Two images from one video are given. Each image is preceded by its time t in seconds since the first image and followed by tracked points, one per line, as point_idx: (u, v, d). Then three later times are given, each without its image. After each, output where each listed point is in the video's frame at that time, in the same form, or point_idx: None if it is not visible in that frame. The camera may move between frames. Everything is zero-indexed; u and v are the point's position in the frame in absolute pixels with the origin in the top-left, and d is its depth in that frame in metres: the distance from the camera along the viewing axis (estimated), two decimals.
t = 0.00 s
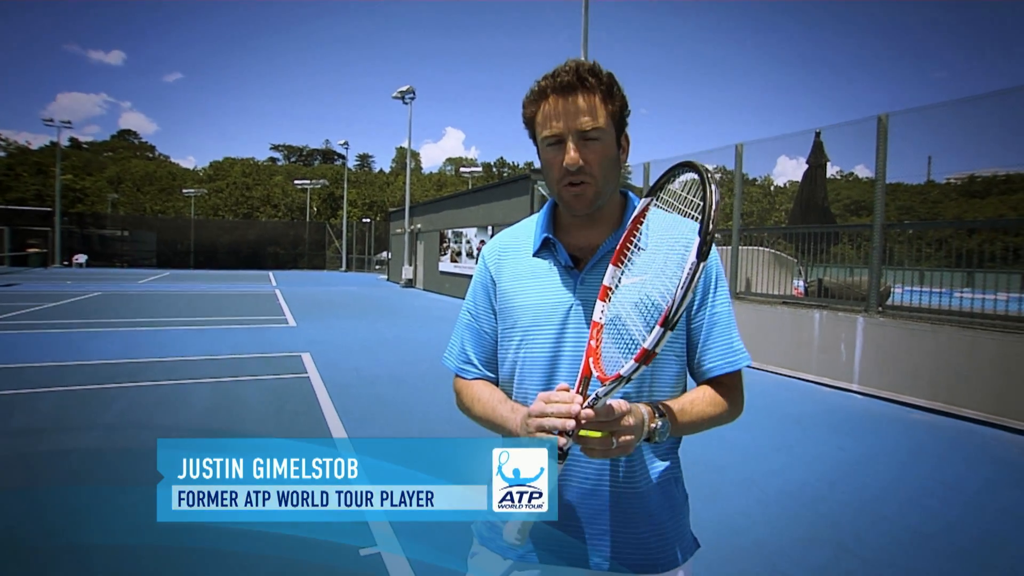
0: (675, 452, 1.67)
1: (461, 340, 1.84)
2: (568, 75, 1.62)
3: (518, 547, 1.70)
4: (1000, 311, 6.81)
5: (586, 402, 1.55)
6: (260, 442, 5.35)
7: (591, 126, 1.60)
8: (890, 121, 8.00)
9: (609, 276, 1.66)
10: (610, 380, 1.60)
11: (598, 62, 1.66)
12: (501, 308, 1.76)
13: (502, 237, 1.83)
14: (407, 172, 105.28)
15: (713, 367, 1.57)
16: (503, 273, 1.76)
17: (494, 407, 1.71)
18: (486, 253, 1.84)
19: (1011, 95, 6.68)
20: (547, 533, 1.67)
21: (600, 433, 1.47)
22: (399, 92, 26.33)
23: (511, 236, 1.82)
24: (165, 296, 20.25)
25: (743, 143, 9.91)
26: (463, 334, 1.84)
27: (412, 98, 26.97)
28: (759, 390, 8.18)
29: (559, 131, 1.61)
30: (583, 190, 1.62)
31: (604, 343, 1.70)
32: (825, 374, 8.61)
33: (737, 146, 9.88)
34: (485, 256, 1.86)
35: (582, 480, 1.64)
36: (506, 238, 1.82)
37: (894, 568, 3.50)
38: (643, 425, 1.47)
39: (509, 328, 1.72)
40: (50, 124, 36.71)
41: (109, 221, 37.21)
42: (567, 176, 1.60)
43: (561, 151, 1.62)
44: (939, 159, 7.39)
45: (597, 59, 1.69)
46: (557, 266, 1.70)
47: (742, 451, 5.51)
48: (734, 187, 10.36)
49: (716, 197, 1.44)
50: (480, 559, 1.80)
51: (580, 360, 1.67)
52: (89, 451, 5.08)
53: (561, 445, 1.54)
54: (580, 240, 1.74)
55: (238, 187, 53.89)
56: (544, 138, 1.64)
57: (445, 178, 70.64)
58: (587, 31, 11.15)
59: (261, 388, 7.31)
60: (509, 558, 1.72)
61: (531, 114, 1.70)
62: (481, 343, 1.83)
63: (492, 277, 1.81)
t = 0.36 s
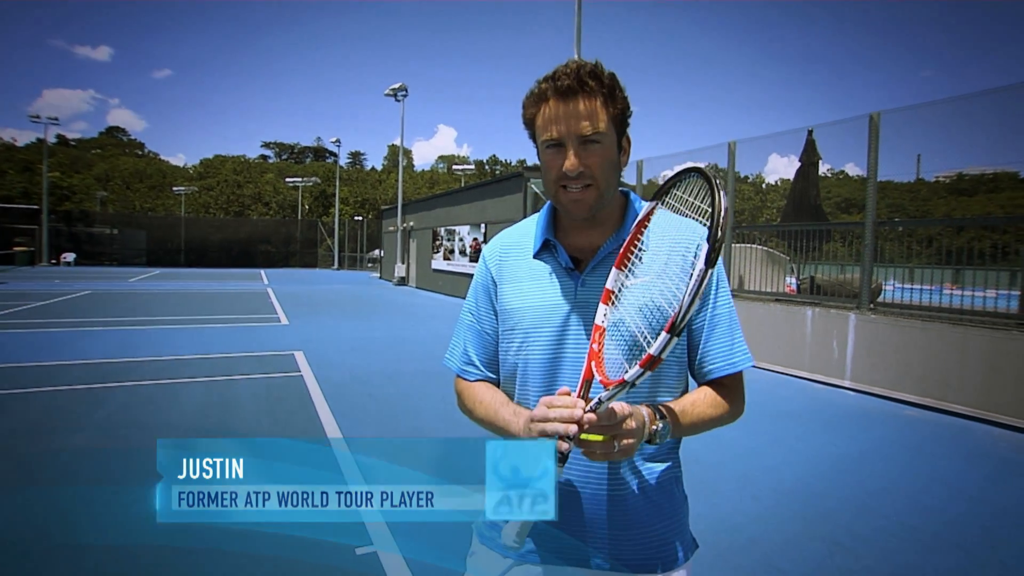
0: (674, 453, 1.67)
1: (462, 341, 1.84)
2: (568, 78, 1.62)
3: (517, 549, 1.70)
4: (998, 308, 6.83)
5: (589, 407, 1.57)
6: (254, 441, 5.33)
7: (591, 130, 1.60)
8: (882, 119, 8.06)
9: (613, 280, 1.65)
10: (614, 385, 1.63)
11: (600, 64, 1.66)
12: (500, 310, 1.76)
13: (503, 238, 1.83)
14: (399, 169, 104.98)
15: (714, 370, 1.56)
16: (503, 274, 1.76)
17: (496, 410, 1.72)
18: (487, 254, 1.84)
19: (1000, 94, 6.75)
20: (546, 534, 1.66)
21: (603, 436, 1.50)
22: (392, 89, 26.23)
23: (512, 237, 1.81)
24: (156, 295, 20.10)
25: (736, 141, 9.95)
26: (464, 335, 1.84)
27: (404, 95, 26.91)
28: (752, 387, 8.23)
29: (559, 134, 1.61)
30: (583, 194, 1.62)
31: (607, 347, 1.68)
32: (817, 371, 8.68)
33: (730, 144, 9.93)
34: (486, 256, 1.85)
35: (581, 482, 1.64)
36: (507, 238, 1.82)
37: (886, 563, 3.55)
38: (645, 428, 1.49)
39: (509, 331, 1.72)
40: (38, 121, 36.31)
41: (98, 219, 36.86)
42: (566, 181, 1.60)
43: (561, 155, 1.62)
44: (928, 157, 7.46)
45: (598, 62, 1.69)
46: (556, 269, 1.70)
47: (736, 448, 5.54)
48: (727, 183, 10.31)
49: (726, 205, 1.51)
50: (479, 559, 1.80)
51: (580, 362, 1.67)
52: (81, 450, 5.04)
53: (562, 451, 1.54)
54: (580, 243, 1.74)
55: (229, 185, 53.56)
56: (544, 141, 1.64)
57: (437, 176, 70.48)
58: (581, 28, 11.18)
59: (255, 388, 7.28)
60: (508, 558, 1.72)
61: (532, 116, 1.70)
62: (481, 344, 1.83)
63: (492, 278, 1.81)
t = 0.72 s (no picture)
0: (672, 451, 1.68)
1: (463, 337, 1.85)
2: (565, 75, 1.61)
3: (515, 543, 1.70)
4: (984, 306, 6.93)
5: (579, 403, 1.54)
6: (246, 440, 5.29)
7: (589, 127, 1.59)
8: (872, 119, 8.13)
9: (607, 278, 1.64)
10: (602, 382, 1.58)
11: (598, 59, 1.65)
12: (500, 307, 1.76)
13: (504, 234, 1.83)
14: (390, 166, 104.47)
15: (718, 367, 1.58)
16: (503, 270, 1.77)
17: (496, 406, 1.71)
18: (487, 250, 1.85)
19: (985, 94, 6.83)
20: (545, 531, 1.67)
21: (593, 434, 1.48)
22: (383, 86, 26.10)
23: (512, 234, 1.81)
24: (144, 293, 19.90)
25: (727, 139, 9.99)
26: (465, 331, 1.85)
27: (396, 92, 26.82)
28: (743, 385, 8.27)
29: (556, 131, 1.61)
30: (580, 191, 1.61)
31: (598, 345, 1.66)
32: (808, 368, 8.74)
33: (722, 142, 9.97)
34: (486, 253, 1.86)
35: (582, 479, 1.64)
36: (506, 235, 1.82)
37: (877, 558, 3.59)
38: (639, 426, 1.49)
39: (508, 328, 1.72)
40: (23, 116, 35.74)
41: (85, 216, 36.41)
42: (563, 177, 1.60)
43: (558, 151, 1.61)
44: (915, 157, 7.52)
45: (597, 57, 1.68)
46: (555, 266, 1.70)
47: (728, 445, 5.57)
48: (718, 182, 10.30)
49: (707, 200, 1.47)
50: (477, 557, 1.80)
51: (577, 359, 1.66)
52: (69, 450, 4.97)
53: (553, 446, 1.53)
54: (579, 239, 1.74)
55: (218, 181, 53.14)
56: (541, 137, 1.64)
57: (428, 173, 70.26)
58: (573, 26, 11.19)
59: (246, 386, 7.23)
60: (507, 553, 1.72)
61: (531, 114, 1.69)
62: (482, 340, 1.83)
63: (492, 274, 1.82)
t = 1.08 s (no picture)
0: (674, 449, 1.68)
1: (463, 335, 1.86)
2: (562, 76, 1.61)
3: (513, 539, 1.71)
4: (971, 302, 7.01)
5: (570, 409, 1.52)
6: (238, 440, 5.26)
7: (586, 127, 1.59)
8: (862, 117, 8.19)
9: (603, 282, 1.63)
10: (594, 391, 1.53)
11: (596, 59, 1.65)
12: (499, 304, 1.77)
13: (505, 234, 1.85)
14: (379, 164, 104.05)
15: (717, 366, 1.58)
16: (502, 269, 1.78)
17: (493, 405, 1.70)
18: (488, 249, 1.86)
19: (970, 93, 6.91)
20: (543, 527, 1.67)
21: (586, 439, 1.46)
22: (373, 83, 25.94)
23: (513, 233, 1.83)
24: (131, 293, 19.64)
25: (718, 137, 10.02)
26: (465, 329, 1.86)
27: (386, 91, 26.65)
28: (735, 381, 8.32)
29: (553, 131, 1.61)
30: (577, 189, 1.62)
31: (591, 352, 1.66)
32: (799, 364, 8.81)
33: (713, 140, 10.00)
34: (487, 252, 1.88)
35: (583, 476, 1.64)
36: (508, 234, 1.84)
37: (868, 551, 3.64)
38: (632, 431, 1.48)
39: (507, 325, 1.73)
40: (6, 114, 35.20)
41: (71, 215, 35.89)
42: (560, 176, 1.61)
43: (555, 151, 1.62)
44: (903, 155, 7.59)
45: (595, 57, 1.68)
46: (553, 264, 1.71)
47: (721, 442, 5.61)
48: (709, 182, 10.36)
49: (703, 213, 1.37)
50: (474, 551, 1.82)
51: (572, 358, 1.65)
52: (58, 452, 4.92)
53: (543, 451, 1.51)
54: (578, 239, 1.75)
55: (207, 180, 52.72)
56: (539, 137, 1.65)
57: (419, 171, 70.07)
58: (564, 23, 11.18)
59: (237, 386, 7.18)
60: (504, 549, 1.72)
61: (529, 114, 1.70)
62: (481, 337, 1.84)
63: (493, 273, 1.83)
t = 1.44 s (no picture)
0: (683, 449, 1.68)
1: (470, 337, 1.81)
2: (576, 70, 1.63)
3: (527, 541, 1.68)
4: (961, 303, 7.09)
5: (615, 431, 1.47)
6: (231, 442, 5.22)
7: (602, 117, 1.58)
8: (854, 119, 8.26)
9: (633, 296, 1.58)
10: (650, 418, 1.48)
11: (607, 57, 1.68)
12: (510, 307, 1.74)
13: (511, 235, 1.83)
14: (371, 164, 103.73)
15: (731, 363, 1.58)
16: (512, 271, 1.76)
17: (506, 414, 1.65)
18: (494, 250, 1.84)
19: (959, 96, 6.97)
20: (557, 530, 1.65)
21: (632, 459, 1.42)
22: (366, 84, 25.87)
23: (521, 234, 1.81)
24: (121, 293, 19.50)
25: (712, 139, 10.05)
26: (472, 332, 1.81)
27: (380, 91, 26.51)
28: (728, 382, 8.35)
29: (570, 121, 1.59)
30: (593, 180, 1.58)
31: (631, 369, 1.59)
32: (791, 365, 8.87)
33: (706, 142, 10.03)
34: (492, 253, 1.86)
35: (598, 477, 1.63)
36: (515, 235, 1.82)
37: (861, 550, 3.66)
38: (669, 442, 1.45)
39: (520, 328, 1.71)
40: None
41: (59, 215, 35.47)
42: (577, 166, 1.57)
43: (571, 141, 1.59)
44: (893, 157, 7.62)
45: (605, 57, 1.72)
46: (566, 266, 1.69)
47: (716, 443, 5.63)
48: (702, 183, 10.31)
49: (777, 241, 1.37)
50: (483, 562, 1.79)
51: (591, 362, 1.63)
52: (48, 454, 4.86)
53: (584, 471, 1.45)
54: (591, 239, 1.74)
55: (198, 180, 52.41)
56: (554, 129, 1.62)
57: (414, 172, 70.03)
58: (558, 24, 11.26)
59: (229, 387, 7.14)
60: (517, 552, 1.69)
61: (543, 107, 1.70)
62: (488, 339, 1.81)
63: (501, 276, 1.80)
